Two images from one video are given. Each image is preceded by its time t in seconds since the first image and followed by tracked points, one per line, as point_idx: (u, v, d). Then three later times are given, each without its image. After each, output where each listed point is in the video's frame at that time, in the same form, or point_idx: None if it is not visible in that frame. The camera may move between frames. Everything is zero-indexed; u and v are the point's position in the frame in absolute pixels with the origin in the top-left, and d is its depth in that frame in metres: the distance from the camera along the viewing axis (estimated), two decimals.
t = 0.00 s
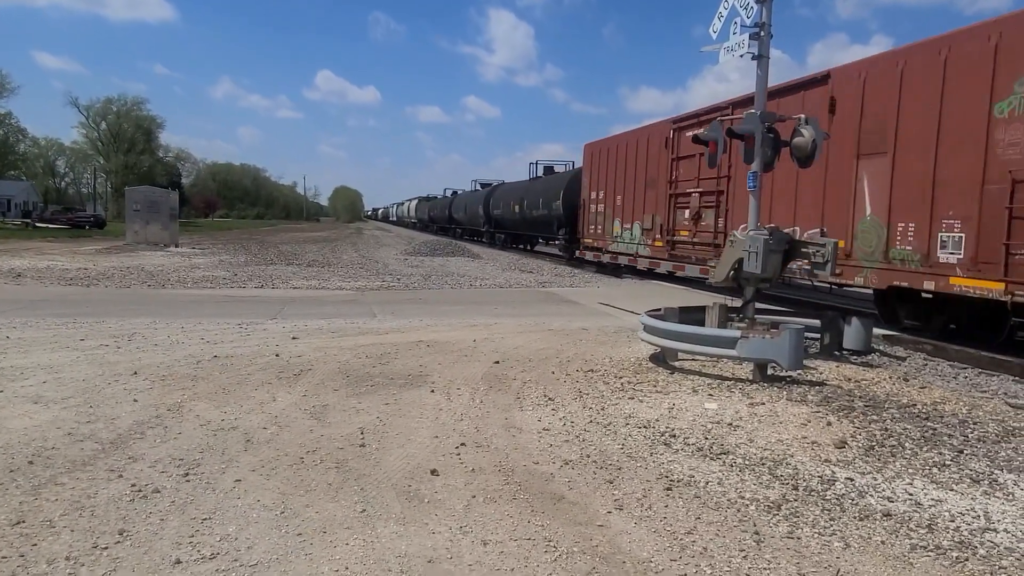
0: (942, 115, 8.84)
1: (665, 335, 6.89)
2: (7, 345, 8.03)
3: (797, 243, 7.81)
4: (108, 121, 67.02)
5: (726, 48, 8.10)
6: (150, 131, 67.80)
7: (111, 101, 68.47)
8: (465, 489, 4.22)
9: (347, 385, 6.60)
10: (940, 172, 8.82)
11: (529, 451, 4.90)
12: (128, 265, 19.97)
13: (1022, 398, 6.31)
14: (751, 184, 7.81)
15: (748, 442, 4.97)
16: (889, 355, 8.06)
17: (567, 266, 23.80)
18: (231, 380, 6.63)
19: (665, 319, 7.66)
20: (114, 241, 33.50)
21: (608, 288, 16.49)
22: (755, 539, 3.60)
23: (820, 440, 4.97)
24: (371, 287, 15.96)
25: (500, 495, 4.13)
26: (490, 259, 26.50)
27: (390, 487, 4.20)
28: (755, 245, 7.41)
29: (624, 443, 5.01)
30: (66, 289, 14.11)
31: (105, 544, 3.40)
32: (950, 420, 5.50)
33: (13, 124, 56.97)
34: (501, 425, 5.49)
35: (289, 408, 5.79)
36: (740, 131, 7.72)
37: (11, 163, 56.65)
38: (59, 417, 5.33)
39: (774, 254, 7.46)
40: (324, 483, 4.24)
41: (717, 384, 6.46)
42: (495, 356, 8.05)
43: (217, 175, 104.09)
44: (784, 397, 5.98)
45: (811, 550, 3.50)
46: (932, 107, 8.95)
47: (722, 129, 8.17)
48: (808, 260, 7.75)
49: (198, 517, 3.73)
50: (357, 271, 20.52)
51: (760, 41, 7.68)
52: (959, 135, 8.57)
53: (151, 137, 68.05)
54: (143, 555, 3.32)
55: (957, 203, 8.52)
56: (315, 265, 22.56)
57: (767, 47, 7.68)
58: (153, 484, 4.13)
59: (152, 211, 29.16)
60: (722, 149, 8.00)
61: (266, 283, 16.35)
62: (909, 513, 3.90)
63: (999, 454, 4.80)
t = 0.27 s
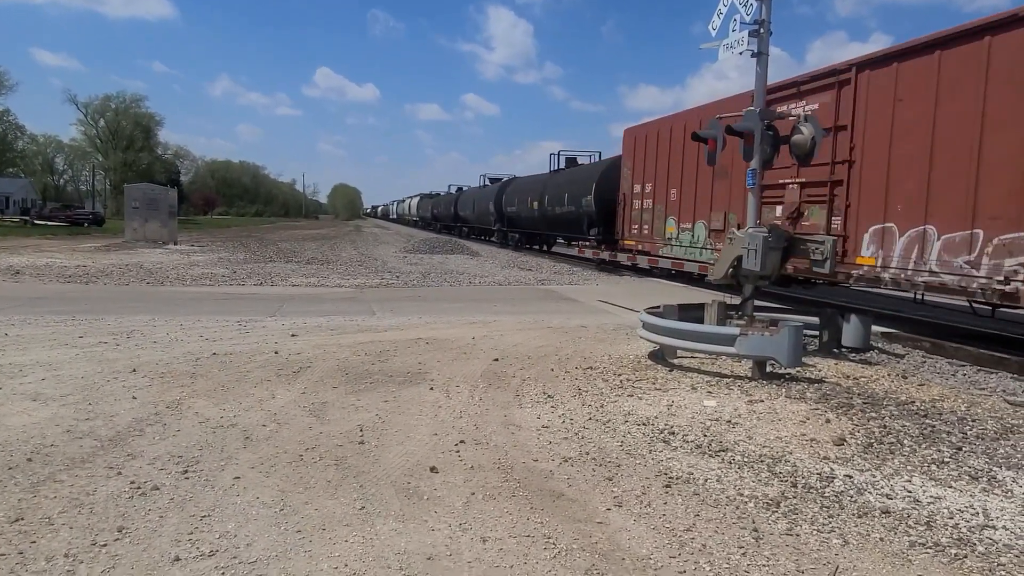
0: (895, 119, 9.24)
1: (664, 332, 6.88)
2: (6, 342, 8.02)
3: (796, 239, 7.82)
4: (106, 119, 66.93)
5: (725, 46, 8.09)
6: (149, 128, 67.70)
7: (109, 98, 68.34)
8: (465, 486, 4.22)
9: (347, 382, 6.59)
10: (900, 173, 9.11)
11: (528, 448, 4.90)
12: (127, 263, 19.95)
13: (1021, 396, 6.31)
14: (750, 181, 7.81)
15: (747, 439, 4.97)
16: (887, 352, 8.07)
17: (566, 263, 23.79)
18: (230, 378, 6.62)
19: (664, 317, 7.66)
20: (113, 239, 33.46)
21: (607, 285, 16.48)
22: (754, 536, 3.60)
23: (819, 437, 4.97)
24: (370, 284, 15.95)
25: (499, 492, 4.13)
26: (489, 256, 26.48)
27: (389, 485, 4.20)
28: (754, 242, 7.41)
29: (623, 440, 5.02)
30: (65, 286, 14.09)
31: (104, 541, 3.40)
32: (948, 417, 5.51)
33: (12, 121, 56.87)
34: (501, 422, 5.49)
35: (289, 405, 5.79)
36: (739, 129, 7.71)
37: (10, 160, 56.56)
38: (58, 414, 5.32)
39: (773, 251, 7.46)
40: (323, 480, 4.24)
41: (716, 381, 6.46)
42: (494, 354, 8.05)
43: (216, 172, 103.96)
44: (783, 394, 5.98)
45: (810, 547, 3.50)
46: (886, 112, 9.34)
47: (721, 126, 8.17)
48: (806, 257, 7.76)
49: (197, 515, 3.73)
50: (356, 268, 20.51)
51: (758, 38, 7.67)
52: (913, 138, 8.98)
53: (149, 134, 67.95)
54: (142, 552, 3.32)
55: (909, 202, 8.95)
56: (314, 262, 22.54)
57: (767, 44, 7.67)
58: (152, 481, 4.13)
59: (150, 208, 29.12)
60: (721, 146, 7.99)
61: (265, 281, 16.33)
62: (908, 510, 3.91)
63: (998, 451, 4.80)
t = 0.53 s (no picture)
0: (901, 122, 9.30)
1: (664, 331, 6.88)
2: (5, 340, 8.02)
3: (796, 238, 7.82)
4: (105, 116, 66.86)
5: (725, 43, 8.08)
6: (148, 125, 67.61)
7: (108, 95, 68.25)
8: (465, 484, 4.22)
9: (346, 380, 6.59)
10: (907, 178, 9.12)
11: (528, 446, 4.90)
12: (126, 260, 19.94)
13: (1020, 394, 6.32)
14: (751, 179, 7.81)
15: (747, 437, 4.98)
16: (887, 350, 8.07)
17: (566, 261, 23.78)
18: (229, 375, 6.62)
19: (664, 315, 7.65)
20: (112, 236, 33.43)
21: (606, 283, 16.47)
22: (754, 534, 3.60)
23: (818, 435, 4.97)
24: (369, 282, 15.94)
25: (499, 490, 4.14)
26: (488, 254, 26.46)
27: (389, 483, 4.20)
28: (754, 240, 7.40)
29: (623, 438, 5.02)
30: (64, 283, 14.09)
31: (103, 539, 3.40)
32: (948, 415, 5.52)
33: (11, 118, 56.76)
34: (500, 420, 5.49)
35: (288, 403, 5.78)
36: (739, 127, 7.69)
37: (8, 157, 56.49)
38: (57, 412, 5.32)
39: (773, 249, 7.45)
40: (323, 478, 4.25)
41: (716, 379, 6.46)
42: (494, 352, 8.05)
43: (215, 170, 103.86)
44: (783, 392, 5.98)
45: (809, 545, 3.51)
46: (877, 123, 9.76)
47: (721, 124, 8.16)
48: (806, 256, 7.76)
49: (197, 513, 3.73)
50: (355, 266, 20.50)
51: (758, 36, 7.67)
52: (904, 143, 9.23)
53: (148, 132, 67.87)
54: (142, 550, 3.32)
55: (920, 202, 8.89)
56: (313, 260, 22.53)
57: (767, 42, 7.66)
58: (151, 479, 4.13)
59: (149, 205, 29.10)
60: (720, 144, 7.98)
61: (264, 278, 16.33)
62: (908, 508, 3.91)
63: (997, 449, 4.81)
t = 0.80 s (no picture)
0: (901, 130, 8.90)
1: (663, 329, 6.87)
2: (3, 337, 8.00)
3: (795, 236, 7.81)
4: (103, 113, 66.75)
5: (724, 41, 8.07)
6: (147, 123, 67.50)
7: (106, 93, 68.12)
8: (464, 482, 4.22)
9: (345, 378, 6.59)
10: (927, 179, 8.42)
11: (527, 444, 4.90)
12: (124, 258, 19.90)
13: (1018, 392, 6.33)
14: (750, 177, 7.79)
15: (746, 435, 4.98)
16: (886, 348, 8.07)
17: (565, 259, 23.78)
18: (228, 373, 6.61)
19: (663, 313, 7.65)
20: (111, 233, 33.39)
21: (605, 281, 16.46)
22: (753, 532, 3.61)
23: (817, 434, 4.97)
24: (368, 280, 15.93)
25: (498, 488, 4.14)
26: (487, 252, 26.45)
27: (388, 481, 4.20)
28: (753, 238, 7.39)
29: (621, 437, 5.02)
30: (62, 281, 14.06)
31: (102, 537, 3.39)
32: (947, 413, 5.52)
33: (9, 116, 56.65)
34: (499, 418, 5.49)
35: (287, 401, 5.78)
36: (738, 125, 7.68)
37: (7, 154, 56.40)
38: (56, 409, 5.31)
39: (772, 247, 7.44)
40: (321, 476, 4.24)
41: (715, 377, 6.46)
42: (493, 350, 8.04)
43: (214, 167, 103.73)
44: (782, 391, 5.98)
45: (808, 543, 3.51)
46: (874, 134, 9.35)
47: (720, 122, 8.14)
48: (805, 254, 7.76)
49: (196, 511, 3.72)
50: (354, 264, 20.47)
51: (758, 35, 7.66)
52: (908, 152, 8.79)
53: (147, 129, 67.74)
54: (140, 548, 3.31)
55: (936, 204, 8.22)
56: (312, 258, 22.50)
57: (766, 40, 7.66)
58: (150, 477, 4.12)
59: (148, 203, 29.05)
60: (720, 142, 7.97)
61: (263, 276, 16.31)
62: (906, 506, 3.92)
63: (996, 447, 4.81)
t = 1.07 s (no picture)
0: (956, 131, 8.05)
1: (661, 328, 6.87)
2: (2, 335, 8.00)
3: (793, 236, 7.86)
4: (101, 111, 66.66)
5: (723, 39, 8.06)
6: (145, 120, 67.38)
7: (104, 90, 68.01)
8: (461, 480, 4.22)
9: (343, 376, 6.59)
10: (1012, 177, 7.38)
11: (525, 442, 4.90)
12: (123, 256, 19.88)
13: (1016, 391, 6.33)
14: (749, 175, 7.78)
15: (744, 434, 4.98)
16: (884, 346, 8.08)
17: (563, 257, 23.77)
18: (226, 371, 6.61)
19: (661, 312, 7.65)
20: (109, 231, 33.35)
21: (604, 280, 16.45)
22: (750, 531, 3.61)
23: (815, 432, 4.97)
24: (367, 278, 15.92)
25: (496, 486, 4.13)
26: (486, 250, 26.43)
27: (386, 479, 4.20)
28: (751, 237, 7.39)
29: (619, 435, 5.02)
30: (60, 278, 14.06)
31: (98, 536, 3.38)
32: (944, 412, 5.52)
33: (7, 113, 56.51)
34: (497, 416, 5.49)
35: (285, 399, 5.78)
36: (737, 123, 7.66)
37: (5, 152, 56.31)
38: (54, 407, 5.31)
39: (770, 245, 7.44)
40: (319, 474, 4.24)
41: (713, 376, 6.46)
42: (491, 348, 8.04)
43: (212, 165, 103.60)
44: (779, 389, 5.98)
45: (805, 542, 3.50)
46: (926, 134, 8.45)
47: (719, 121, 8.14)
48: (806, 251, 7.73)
49: (193, 509, 3.72)
50: (352, 262, 20.46)
51: (757, 33, 7.65)
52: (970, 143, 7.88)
53: (145, 126, 67.62)
54: (137, 546, 3.31)
55: None
56: (310, 256, 22.48)
57: (765, 38, 7.65)
58: (147, 475, 4.12)
59: (146, 200, 29.01)
60: (719, 140, 7.96)
61: (261, 274, 16.30)
62: (904, 505, 3.92)
63: (993, 446, 4.81)
